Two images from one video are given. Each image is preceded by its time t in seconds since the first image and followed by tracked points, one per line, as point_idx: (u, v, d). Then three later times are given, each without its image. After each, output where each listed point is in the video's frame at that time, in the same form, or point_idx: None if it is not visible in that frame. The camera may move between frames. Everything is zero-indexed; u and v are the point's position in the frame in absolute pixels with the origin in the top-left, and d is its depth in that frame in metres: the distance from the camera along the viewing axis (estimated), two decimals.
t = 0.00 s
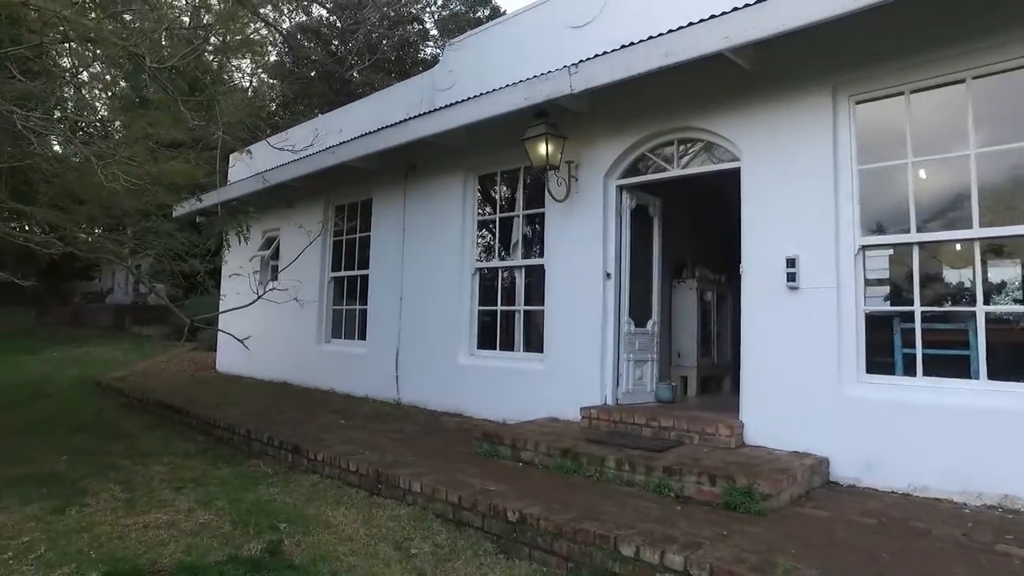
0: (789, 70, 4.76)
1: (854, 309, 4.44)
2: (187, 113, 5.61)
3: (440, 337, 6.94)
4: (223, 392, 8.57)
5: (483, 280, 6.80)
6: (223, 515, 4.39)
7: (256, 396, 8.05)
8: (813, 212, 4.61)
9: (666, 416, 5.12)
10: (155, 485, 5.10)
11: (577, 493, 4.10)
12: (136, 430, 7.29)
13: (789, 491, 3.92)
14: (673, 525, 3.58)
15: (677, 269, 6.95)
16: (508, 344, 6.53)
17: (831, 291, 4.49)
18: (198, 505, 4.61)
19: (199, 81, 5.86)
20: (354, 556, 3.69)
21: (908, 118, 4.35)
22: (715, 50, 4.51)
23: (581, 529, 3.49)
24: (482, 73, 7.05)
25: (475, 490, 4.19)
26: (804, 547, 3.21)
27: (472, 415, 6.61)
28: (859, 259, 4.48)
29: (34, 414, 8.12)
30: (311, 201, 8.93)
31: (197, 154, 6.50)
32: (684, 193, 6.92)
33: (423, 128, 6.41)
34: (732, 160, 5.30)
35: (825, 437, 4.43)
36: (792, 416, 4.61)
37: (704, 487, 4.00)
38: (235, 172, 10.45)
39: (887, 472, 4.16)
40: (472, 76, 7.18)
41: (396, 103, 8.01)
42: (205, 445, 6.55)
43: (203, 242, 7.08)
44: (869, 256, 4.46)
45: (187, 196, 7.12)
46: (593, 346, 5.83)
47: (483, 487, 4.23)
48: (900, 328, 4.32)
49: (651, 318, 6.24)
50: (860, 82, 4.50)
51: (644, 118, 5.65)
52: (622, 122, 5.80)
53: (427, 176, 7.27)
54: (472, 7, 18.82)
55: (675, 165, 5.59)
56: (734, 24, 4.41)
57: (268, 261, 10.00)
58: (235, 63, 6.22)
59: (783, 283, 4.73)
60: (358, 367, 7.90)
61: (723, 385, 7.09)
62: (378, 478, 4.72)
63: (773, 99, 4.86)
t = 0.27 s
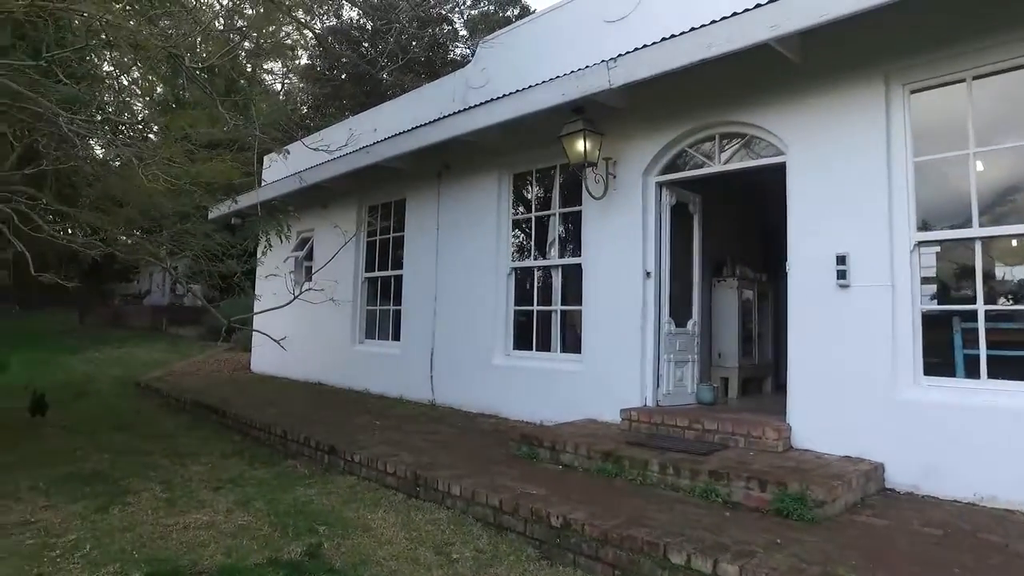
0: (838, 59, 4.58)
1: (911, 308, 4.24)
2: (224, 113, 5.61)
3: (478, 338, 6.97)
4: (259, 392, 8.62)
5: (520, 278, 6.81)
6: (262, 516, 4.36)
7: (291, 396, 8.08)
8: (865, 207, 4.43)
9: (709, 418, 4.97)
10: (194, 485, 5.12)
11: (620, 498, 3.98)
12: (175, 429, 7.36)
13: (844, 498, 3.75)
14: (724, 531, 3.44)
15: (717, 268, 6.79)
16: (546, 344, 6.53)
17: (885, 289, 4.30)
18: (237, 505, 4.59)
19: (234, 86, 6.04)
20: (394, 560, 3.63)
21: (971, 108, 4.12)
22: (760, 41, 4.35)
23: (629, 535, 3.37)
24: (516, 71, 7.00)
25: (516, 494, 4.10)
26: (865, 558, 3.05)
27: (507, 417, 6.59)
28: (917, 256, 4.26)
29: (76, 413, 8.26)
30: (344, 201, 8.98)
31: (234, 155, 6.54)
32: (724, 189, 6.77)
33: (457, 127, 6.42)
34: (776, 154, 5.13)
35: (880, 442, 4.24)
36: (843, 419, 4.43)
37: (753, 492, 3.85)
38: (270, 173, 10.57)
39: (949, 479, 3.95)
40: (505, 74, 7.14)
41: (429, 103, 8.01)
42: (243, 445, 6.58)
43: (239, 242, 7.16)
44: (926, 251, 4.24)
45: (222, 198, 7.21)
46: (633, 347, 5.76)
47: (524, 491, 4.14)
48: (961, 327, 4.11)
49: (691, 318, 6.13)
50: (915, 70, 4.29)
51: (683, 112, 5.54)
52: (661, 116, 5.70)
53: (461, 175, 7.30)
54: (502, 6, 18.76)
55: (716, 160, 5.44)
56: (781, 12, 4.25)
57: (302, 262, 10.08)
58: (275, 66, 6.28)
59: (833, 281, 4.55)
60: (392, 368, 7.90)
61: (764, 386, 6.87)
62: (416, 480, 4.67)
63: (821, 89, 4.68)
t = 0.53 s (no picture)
0: (896, 47, 4.38)
1: (977, 308, 4.01)
2: (264, 114, 5.70)
3: (518, 338, 7.00)
4: (296, 393, 8.67)
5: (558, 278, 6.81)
6: (304, 518, 4.33)
7: (328, 397, 8.10)
8: (925, 202, 4.22)
9: (759, 421, 4.81)
10: (236, 486, 5.13)
11: (669, 505, 3.86)
12: (215, 430, 7.42)
13: (909, 508, 3.56)
14: (782, 541, 3.29)
15: (762, 266, 6.61)
16: (585, 346, 6.52)
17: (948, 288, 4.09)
18: (279, 507, 4.57)
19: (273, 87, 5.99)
20: (439, 566, 3.56)
21: None
22: (813, 30, 4.18)
23: (682, 543, 3.25)
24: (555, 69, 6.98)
25: (561, 499, 4.00)
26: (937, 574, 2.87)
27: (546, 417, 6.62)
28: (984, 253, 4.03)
29: (120, 413, 8.39)
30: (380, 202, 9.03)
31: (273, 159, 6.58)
32: (769, 186, 6.58)
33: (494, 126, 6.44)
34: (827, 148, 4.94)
35: (944, 450, 4.03)
36: (903, 425, 4.23)
37: (809, 500, 3.69)
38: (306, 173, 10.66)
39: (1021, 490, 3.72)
40: (543, 72, 7.10)
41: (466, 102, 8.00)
42: (282, 446, 6.59)
43: (278, 243, 7.23)
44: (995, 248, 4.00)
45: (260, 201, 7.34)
46: (677, 348, 5.66)
47: (569, 496, 4.04)
48: None
49: (736, 319, 5.98)
50: (980, 56, 4.06)
51: (729, 107, 5.39)
52: (704, 111, 5.56)
53: (500, 174, 7.37)
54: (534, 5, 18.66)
55: (764, 156, 5.27)
56: None
57: (337, 263, 10.14)
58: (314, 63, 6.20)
59: (890, 280, 4.35)
60: (429, 369, 7.96)
61: (811, 389, 6.62)
62: (458, 484, 4.61)
63: (877, 80, 4.49)
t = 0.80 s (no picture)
0: (957, 34, 4.18)
1: None
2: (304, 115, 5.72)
3: (558, 340, 7.01)
4: (333, 394, 8.71)
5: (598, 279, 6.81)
6: (346, 522, 4.29)
7: (365, 399, 8.11)
8: (991, 196, 4.01)
9: (811, 427, 4.64)
10: (277, 488, 5.12)
11: (721, 513, 3.72)
12: (255, 431, 7.47)
13: (981, 521, 3.37)
14: (845, 554, 3.13)
15: (807, 265, 6.41)
16: (626, 347, 6.49)
17: (1018, 287, 3.87)
18: (320, 511, 4.54)
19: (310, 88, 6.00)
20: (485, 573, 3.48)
21: None
22: (867, 19, 4.01)
23: (739, 554, 3.12)
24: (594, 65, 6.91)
25: (608, 505, 3.91)
26: None
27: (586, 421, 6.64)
28: None
29: (162, 413, 8.51)
30: (415, 203, 9.11)
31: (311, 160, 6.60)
32: (814, 182, 6.39)
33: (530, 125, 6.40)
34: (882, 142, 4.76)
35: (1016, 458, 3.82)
36: (970, 432, 4.02)
37: (871, 511, 3.52)
38: (344, 174, 10.76)
39: None
40: (582, 69, 7.04)
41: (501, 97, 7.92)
42: (321, 448, 6.60)
43: (316, 243, 7.27)
44: None
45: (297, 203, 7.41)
46: (722, 350, 5.55)
47: (617, 503, 3.93)
48: None
49: (782, 320, 5.81)
50: None
51: (776, 102, 5.24)
52: (749, 106, 5.43)
53: (538, 174, 7.38)
54: (565, 5, 18.59)
55: (814, 151, 5.10)
56: None
57: (373, 264, 10.20)
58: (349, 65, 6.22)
59: (953, 279, 4.15)
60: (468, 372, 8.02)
61: (859, 392, 6.40)
62: (500, 489, 4.54)
63: (936, 69, 4.29)
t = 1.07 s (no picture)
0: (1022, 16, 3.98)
1: None
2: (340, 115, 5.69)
3: (597, 340, 6.95)
4: (367, 395, 8.70)
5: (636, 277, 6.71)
6: (387, 524, 4.22)
7: (400, 400, 8.09)
8: None
9: (866, 430, 4.45)
10: (316, 488, 5.09)
11: (777, 520, 3.57)
12: (290, 431, 7.48)
13: None
14: (914, 565, 2.97)
15: (855, 263, 6.20)
16: (666, 347, 6.41)
17: None
18: (360, 512, 4.47)
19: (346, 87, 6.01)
20: None
21: None
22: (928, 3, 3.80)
23: (800, 563, 2.97)
24: (635, 63, 6.93)
25: (657, 510, 3.79)
26: None
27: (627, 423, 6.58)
28: None
29: (199, 412, 8.58)
30: (449, 202, 9.14)
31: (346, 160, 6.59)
32: (861, 176, 6.17)
33: (570, 119, 6.41)
34: (939, 133, 4.61)
35: None
36: None
37: (938, 519, 3.35)
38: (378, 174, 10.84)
39: None
40: (623, 68, 7.08)
41: (541, 98, 7.99)
42: (357, 448, 6.57)
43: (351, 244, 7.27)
44: None
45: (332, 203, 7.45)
46: (768, 350, 5.40)
47: (666, 507, 3.82)
48: None
49: (830, 318, 5.60)
50: None
51: (824, 93, 5.13)
52: (795, 98, 5.33)
53: (574, 172, 7.34)
54: (595, 3, 18.43)
55: (867, 144, 4.94)
56: None
57: (406, 264, 10.27)
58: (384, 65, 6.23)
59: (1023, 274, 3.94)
60: (505, 373, 8.01)
61: (911, 394, 6.15)
62: (543, 492, 4.47)
63: (998, 54, 4.12)
